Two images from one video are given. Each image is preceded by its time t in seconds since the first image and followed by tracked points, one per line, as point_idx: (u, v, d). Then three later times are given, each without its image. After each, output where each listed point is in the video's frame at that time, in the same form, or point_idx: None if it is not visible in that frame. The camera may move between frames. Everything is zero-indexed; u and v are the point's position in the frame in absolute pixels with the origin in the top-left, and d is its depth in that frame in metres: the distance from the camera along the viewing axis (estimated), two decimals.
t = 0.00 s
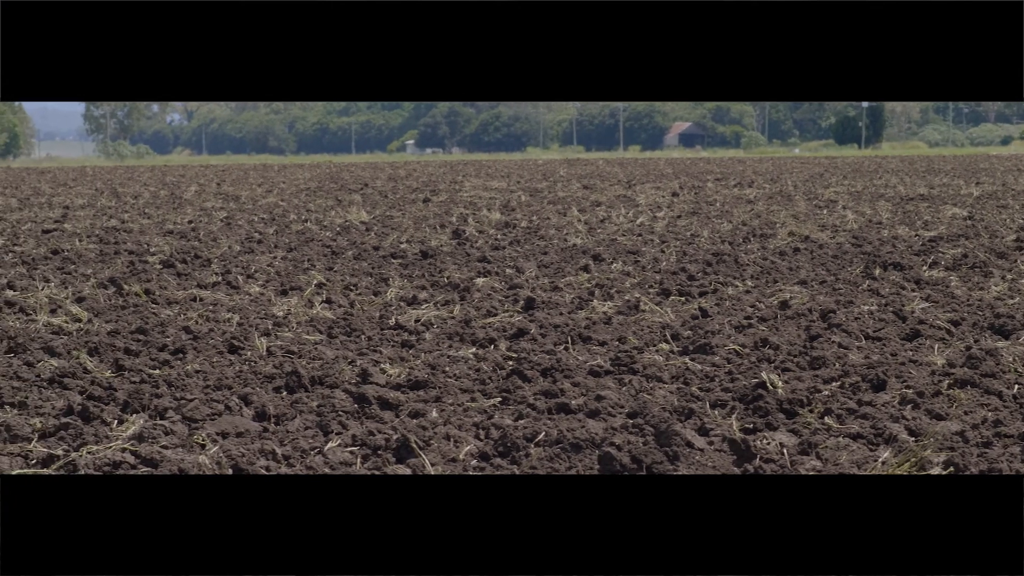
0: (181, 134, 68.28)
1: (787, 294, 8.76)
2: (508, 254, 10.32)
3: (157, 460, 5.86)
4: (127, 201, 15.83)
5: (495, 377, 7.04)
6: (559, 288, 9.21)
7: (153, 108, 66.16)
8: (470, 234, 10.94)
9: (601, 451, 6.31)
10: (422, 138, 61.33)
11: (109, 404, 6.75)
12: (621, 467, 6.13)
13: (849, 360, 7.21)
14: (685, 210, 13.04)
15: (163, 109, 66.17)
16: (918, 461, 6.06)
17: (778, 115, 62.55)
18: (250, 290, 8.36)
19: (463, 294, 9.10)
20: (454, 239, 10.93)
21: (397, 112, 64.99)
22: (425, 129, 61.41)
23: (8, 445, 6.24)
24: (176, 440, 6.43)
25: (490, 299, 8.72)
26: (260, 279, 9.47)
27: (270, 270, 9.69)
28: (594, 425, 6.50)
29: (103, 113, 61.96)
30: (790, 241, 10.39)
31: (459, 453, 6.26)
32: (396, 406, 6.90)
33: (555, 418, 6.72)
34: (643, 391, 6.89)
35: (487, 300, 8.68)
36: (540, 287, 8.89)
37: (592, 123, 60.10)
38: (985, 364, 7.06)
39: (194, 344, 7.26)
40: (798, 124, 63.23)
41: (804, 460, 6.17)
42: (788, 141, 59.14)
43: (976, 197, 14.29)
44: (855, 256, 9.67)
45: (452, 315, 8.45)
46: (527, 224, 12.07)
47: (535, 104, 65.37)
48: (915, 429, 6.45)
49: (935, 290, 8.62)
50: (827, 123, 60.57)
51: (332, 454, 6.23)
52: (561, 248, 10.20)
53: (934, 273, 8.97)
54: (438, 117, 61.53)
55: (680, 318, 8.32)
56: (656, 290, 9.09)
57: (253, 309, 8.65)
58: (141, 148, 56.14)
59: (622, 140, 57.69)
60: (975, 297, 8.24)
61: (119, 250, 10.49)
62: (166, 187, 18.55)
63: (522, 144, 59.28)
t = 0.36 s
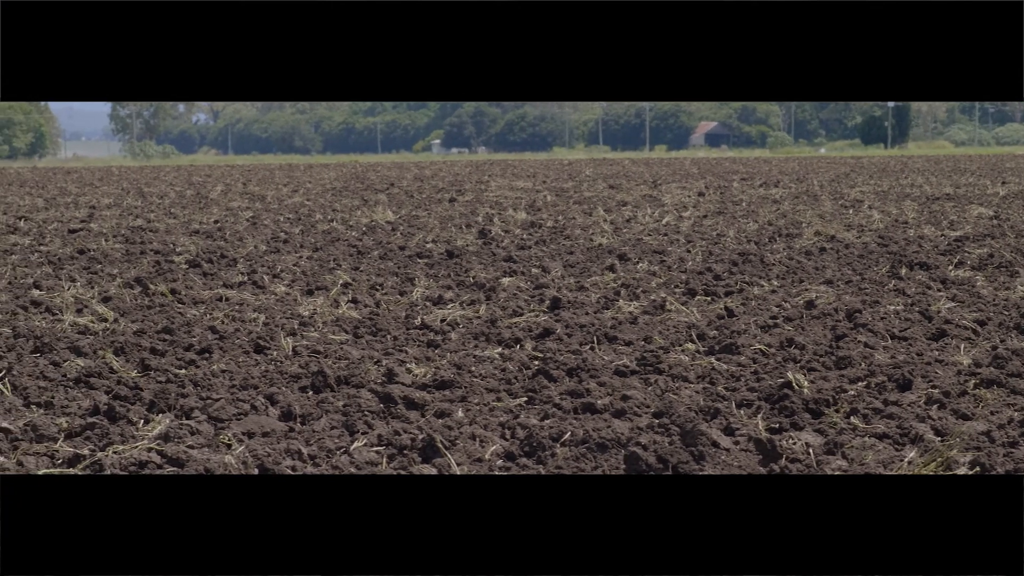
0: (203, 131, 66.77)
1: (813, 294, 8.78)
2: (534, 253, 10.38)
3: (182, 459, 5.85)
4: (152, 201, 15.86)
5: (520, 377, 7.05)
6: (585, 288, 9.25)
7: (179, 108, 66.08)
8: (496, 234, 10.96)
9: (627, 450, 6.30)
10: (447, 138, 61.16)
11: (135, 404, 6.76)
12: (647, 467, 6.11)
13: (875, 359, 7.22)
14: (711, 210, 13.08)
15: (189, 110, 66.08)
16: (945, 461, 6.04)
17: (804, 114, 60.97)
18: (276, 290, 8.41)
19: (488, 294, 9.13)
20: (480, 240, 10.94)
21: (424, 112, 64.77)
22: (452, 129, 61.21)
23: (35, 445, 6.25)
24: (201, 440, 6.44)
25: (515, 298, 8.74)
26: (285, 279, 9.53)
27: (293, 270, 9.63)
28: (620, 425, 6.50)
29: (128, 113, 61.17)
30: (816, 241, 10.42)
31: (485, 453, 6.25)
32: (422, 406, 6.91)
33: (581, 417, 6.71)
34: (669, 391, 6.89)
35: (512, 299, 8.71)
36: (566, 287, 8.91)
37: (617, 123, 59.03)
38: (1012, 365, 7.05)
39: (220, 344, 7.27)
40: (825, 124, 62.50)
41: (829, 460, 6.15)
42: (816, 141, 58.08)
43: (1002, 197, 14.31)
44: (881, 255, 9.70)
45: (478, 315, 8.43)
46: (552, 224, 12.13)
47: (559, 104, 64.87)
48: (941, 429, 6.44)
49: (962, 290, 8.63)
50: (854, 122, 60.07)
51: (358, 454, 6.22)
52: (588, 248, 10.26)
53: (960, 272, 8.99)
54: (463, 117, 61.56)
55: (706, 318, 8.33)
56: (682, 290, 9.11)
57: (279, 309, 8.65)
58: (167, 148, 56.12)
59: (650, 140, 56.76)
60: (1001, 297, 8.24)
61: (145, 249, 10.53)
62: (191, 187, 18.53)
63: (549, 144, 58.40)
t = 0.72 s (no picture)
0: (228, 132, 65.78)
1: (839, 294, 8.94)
2: (562, 253, 10.57)
3: (208, 461, 5.83)
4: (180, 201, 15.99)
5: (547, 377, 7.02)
6: (612, 289, 9.37)
7: (207, 108, 66.16)
8: (524, 233, 11.01)
9: (654, 451, 6.27)
10: (474, 138, 60.37)
11: (162, 405, 6.76)
12: (676, 467, 6.09)
13: (902, 360, 7.21)
14: (739, 209, 13.18)
15: (215, 110, 66.04)
16: (974, 462, 6.01)
17: (833, 114, 60.18)
18: (303, 290, 8.34)
19: (516, 295, 9.28)
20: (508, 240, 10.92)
21: (451, 112, 65.04)
22: (480, 129, 60.38)
23: (62, 445, 6.25)
24: (229, 441, 6.43)
25: (544, 299, 8.97)
26: (315, 280, 9.72)
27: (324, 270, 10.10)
28: (648, 425, 6.48)
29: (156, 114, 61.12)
30: (843, 241, 10.47)
31: (512, 454, 6.22)
32: (449, 406, 6.91)
33: (609, 418, 6.70)
34: (697, 392, 6.88)
35: (541, 300, 8.95)
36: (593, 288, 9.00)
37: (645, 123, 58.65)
38: None
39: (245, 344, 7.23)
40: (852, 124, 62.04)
41: (857, 461, 6.12)
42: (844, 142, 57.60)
43: None
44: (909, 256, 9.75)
45: (505, 315, 8.63)
46: (581, 224, 12.38)
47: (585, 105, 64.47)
48: (969, 430, 6.41)
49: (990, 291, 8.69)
50: (883, 123, 59.59)
51: (386, 454, 6.20)
52: (616, 248, 10.48)
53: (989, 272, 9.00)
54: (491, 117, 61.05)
55: (733, 319, 8.47)
56: (709, 290, 9.30)
57: (308, 308, 8.99)
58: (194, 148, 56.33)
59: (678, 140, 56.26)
60: None
61: (172, 249, 10.59)
62: (220, 188, 18.76)
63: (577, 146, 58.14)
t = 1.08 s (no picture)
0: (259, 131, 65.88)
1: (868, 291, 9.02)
2: (590, 253, 10.67)
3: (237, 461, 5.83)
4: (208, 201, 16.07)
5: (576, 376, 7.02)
6: (641, 289, 9.47)
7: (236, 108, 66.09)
8: (553, 234, 11.06)
9: (683, 451, 6.27)
10: (505, 138, 60.05)
11: (191, 404, 6.76)
12: (705, 467, 6.09)
13: (931, 359, 7.20)
14: (768, 209, 13.21)
15: (245, 109, 65.92)
16: (1004, 463, 5.98)
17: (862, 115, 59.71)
18: (333, 290, 8.37)
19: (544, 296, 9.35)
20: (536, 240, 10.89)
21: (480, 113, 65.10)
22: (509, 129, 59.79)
23: (91, 445, 6.27)
24: (258, 441, 6.43)
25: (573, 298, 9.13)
26: (345, 280, 9.81)
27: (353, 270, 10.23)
28: (677, 425, 6.47)
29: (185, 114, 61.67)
30: (873, 241, 10.49)
31: (542, 454, 6.20)
32: (479, 406, 6.91)
33: (638, 418, 6.69)
34: (726, 392, 6.88)
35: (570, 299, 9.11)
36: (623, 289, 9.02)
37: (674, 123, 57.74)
38: None
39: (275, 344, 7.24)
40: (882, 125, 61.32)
41: (886, 461, 6.11)
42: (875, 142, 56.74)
43: None
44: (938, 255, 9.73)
45: (534, 315, 8.69)
46: (612, 223, 12.52)
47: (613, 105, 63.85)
48: (998, 430, 6.39)
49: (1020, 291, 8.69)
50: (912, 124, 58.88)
51: (415, 454, 6.20)
52: (646, 247, 10.61)
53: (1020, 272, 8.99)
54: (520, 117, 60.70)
55: (761, 318, 8.59)
56: (738, 290, 9.39)
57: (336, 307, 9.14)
58: (221, 148, 56.65)
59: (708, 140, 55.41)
60: None
61: (202, 249, 10.62)
62: (248, 188, 18.90)
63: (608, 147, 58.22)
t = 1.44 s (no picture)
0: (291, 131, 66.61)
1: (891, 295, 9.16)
2: (620, 253, 10.69)
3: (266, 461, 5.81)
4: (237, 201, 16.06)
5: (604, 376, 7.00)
6: (672, 290, 9.64)
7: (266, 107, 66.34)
8: (584, 234, 11.05)
9: (711, 451, 6.25)
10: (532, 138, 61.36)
11: (220, 404, 6.76)
12: (735, 467, 6.07)
13: (961, 359, 7.17)
14: (801, 209, 13.13)
15: (276, 110, 66.20)
16: None
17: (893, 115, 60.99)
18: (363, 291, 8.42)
19: (575, 296, 9.54)
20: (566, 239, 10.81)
21: (508, 112, 65.04)
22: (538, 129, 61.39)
23: (119, 444, 6.26)
24: (287, 440, 6.42)
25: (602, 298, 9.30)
26: (374, 282, 9.79)
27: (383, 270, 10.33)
28: (706, 425, 6.45)
29: (214, 114, 61.36)
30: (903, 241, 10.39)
31: (571, 454, 6.17)
32: (509, 406, 6.90)
33: (668, 418, 6.67)
34: (756, 392, 6.87)
35: (600, 300, 9.28)
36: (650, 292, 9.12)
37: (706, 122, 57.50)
38: None
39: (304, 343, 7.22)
40: (911, 124, 61.29)
41: (916, 461, 6.08)
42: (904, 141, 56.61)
43: None
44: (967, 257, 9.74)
45: (563, 315, 8.85)
46: (641, 224, 12.56)
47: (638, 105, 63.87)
48: None
49: None
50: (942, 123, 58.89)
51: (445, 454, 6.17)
52: (677, 248, 10.64)
53: None
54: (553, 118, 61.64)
55: (791, 320, 8.81)
56: (768, 290, 9.50)
57: (369, 309, 9.32)
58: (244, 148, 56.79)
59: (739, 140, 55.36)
60: None
61: (232, 249, 10.62)
62: (276, 188, 18.90)
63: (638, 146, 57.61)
